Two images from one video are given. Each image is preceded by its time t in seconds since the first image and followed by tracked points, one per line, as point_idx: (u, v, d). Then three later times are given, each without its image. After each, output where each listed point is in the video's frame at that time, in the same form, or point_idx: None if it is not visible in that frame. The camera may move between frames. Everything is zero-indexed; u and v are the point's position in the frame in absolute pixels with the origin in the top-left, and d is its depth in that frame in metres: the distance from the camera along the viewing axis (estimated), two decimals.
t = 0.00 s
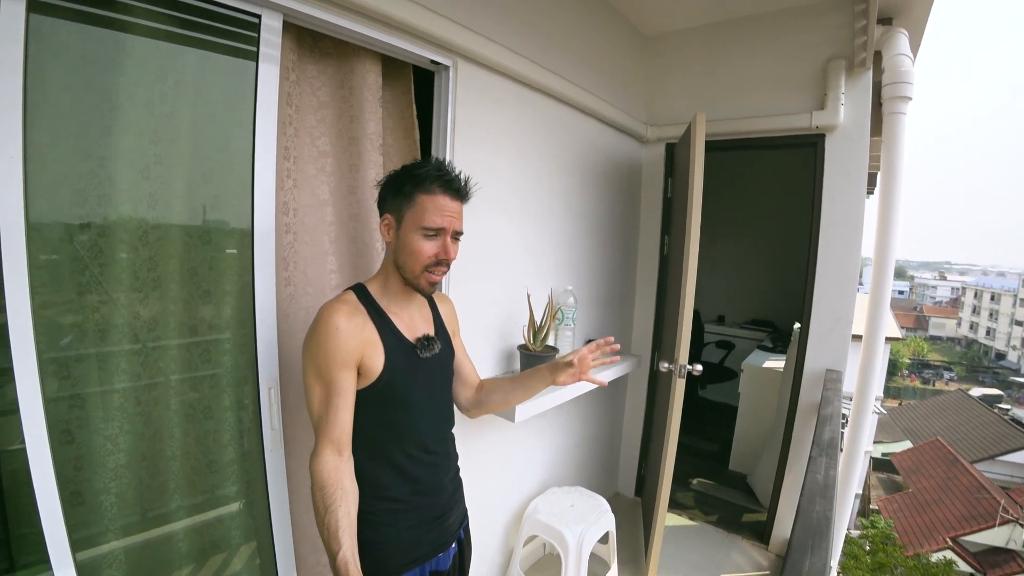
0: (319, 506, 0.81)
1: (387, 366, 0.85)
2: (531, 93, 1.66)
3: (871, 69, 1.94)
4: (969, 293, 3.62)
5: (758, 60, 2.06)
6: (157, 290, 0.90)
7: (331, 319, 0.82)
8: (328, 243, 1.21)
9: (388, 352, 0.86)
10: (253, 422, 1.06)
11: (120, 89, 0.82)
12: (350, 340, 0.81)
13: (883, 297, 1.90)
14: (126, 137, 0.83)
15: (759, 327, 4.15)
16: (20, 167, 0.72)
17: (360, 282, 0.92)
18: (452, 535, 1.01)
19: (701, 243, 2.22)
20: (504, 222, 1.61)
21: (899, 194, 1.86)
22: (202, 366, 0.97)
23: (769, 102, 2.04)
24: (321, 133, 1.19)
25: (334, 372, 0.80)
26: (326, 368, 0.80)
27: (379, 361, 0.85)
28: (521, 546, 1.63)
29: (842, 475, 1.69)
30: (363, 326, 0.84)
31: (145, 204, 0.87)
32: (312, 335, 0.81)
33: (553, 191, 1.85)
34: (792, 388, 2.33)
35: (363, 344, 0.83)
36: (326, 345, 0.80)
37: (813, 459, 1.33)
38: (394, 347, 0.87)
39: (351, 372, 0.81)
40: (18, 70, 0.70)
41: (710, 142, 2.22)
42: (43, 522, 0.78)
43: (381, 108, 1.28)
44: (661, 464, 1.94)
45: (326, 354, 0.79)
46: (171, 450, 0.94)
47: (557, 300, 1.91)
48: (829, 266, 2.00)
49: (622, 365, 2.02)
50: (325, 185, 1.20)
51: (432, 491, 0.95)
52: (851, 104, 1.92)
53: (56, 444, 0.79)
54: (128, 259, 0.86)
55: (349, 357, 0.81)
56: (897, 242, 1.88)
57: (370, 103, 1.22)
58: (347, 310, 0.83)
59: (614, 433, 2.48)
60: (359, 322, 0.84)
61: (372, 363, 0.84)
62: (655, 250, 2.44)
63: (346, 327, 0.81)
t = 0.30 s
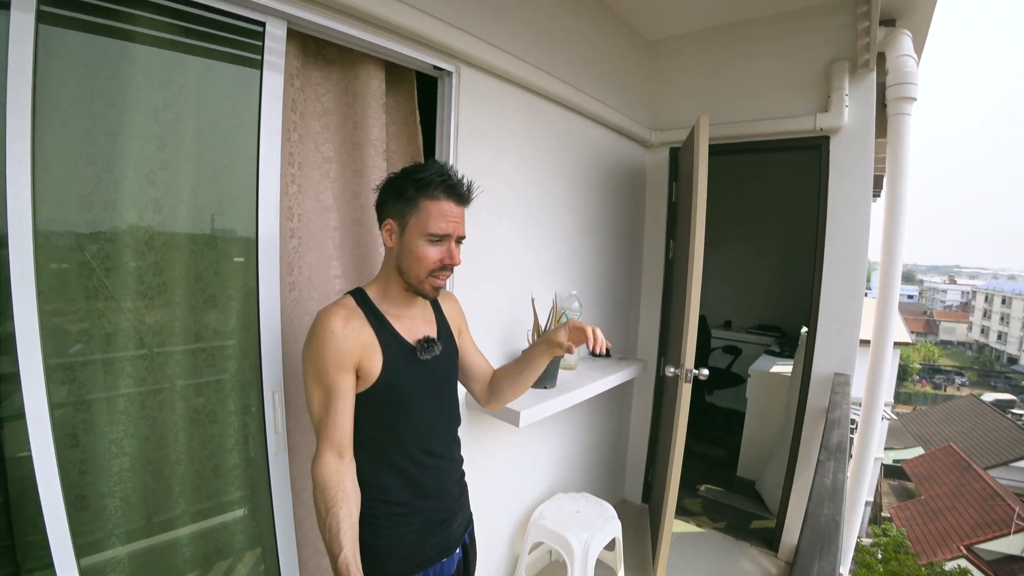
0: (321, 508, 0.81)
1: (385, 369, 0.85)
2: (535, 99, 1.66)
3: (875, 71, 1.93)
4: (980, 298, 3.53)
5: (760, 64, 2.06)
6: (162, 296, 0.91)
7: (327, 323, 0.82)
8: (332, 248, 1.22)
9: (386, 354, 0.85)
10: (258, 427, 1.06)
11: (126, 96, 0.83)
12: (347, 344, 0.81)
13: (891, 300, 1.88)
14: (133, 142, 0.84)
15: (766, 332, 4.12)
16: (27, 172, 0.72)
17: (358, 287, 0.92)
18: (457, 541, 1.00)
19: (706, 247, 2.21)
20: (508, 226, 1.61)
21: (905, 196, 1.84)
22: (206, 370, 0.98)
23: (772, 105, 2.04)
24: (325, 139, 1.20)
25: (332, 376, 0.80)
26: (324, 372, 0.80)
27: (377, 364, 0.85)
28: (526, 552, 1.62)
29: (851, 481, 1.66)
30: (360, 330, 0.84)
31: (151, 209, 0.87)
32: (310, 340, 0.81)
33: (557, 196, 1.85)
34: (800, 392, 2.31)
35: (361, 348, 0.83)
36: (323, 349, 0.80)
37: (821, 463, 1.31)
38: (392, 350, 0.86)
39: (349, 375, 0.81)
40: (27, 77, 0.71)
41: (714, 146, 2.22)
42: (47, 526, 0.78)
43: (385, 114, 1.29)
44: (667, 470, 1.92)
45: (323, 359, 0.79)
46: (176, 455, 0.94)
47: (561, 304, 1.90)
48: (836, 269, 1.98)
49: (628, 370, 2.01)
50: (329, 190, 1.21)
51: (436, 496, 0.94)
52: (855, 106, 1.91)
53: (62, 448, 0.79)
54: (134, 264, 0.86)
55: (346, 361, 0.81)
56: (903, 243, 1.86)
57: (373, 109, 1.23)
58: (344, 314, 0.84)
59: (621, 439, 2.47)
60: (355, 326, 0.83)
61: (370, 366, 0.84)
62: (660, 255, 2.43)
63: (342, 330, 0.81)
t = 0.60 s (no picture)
0: (329, 519, 0.80)
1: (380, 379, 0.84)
2: (545, 106, 1.66)
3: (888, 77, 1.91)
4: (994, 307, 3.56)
5: (771, 70, 2.05)
6: (170, 300, 0.90)
7: (320, 336, 0.82)
8: (339, 253, 1.21)
9: (380, 363, 0.84)
10: (264, 433, 1.05)
11: (136, 100, 0.83)
12: (339, 355, 0.80)
13: (905, 308, 1.84)
14: (142, 147, 0.85)
15: (776, 341, 4.07)
16: (36, 175, 0.72)
17: (355, 297, 0.91)
18: (465, 552, 0.98)
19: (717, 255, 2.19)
20: (517, 232, 1.60)
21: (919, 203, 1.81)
22: (213, 374, 0.97)
23: (783, 112, 2.02)
24: (334, 144, 1.20)
25: (328, 388, 0.79)
26: (319, 384, 0.79)
27: (373, 374, 0.83)
28: (532, 563, 1.59)
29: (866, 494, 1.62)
30: (354, 340, 0.83)
31: (159, 213, 0.87)
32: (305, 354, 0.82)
33: (566, 203, 1.84)
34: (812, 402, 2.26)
35: (355, 358, 0.82)
36: (317, 361, 0.79)
37: (834, 476, 1.28)
38: (387, 359, 0.85)
39: (347, 386, 0.80)
40: (37, 80, 0.72)
41: (725, 152, 2.21)
42: (51, 531, 0.77)
43: (393, 119, 1.28)
44: (676, 480, 1.89)
45: (318, 371, 0.79)
46: (180, 460, 0.94)
47: (570, 312, 1.88)
48: (849, 277, 1.95)
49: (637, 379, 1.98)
50: (337, 196, 1.20)
51: (443, 505, 0.92)
52: (868, 112, 1.89)
53: (67, 452, 0.79)
54: (141, 268, 0.86)
55: (341, 371, 0.80)
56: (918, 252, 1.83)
57: (381, 114, 1.23)
58: (336, 325, 0.83)
59: (629, 448, 2.44)
60: (347, 336, 0.82)
61: (366, 376, 0.83)
62: (670, 262, 2.41)
63: (333, 342, 0.81)
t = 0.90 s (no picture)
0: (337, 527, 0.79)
1: (399, 389, 0.83)
2: (556, 117, 1.67)
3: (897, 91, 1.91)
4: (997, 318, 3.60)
5: (780, 82, 2.05)
6: (180, 305, 0.90)
7: (343, 342, 0.82)
8: (350, 262, 1.21)
9: (401, 374, 0.84)
10: (272, 440, 1.04)
11: (151, 108, 0.84)
12: (362, 363, 0.80)
13: (911, 321, 1.84)
14: (156, 154, 0.85)
15: (780, 351, 4.06)
16: (51, 182, 0.73)
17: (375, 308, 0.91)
18: (476, 564, 0.97)
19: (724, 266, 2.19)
20: (525, 240, 1.60)
21: (927, 217, 1.81)
22: (222, 382, 0.97)
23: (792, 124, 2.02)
24: (346, 152, 1.20)
25: (347, 395, 0.78)
26: (339, 391, 0.79)
27: (393, 384, 0.83)
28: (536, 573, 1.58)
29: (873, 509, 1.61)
30: (376, 348, 0.83)
31: (171, 219, 0.87)
32: (326, 360, 0.81)
33: (575, 212, 1.84)
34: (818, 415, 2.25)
35: (376, 367, 0.82)
36: (339, 368, 0.79)
37: (843, 492, 1.27)
38: (407, 370, 0.85)
39: (365, 395, 0.80)
40: (54, 89, 0.72)
41: (733, 163, 2.21)
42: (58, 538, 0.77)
43: (405, 128, 1.28)
44: (681, 491, 1.88)
45: (339, 378, 0.78)
46: (188, 468, 0.93)
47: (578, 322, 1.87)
48: (857, 290, 1.95)
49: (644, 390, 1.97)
50: (349, 204, 1.21)
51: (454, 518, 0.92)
52: (877, 126, 1.89)
53: (75, 459, 0.78)
54: (153, 276, 0.86)
55: (361, 380, 0.79)
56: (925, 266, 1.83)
57: (394, 123, 1.23)
58: (360, 333, 0.83)
59: (632, 458, 2.43)
60: (370, 345, 0.82)
61: (386, 385, 0.83)
62: (677, 272, 2.40)
63: (357, 350, 0.80)
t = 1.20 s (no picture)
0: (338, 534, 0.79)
1: (404, 398, 0.83)
2: (559, 122, 1.67)
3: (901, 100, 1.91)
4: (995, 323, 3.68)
5: (783, 89, 2.05)
6: (181, 308, 0.90)
7: (348, 349, 0.81)
8: (353, 266, 1.21)
9: (406, 382, 0.84)
10: (273, 445, 1.04)
11: (155, 111, 0.83)
12: (368, 370, 0.80)
13: (913, 330, 1.83)
14: (160, 157, 0.84)
15: (779, 356, 4.07)
16: (54, 185, 0.72)
17: (382, 315, 0.91)
18: (477, 571, 0.97)
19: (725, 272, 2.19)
20: (528, 245, 1.60)
21: (929, 226, 1.82)
22: (223, 386, 0.96)
23: (795, 131, 2.02)
24: (350, 156, 1.20)
25: (352, 402, 0.78)
26: (344, 398, 0.78)
27: (398, 392, 0.83)
28: None
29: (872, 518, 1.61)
30: (382, 356, 0.82)
31: (174, 223, 0.87)
32: (332, 366, 0.81)
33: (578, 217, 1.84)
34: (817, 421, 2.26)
35: (382, 374, 0.81)
36: (345, 375, 0.78)
37: (843, 503, 1.27)
38: (412, 378, 0.85)
39: (370, 402, 0.80)
40: (57, 92, 0.72)
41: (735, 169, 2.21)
42: (57, 542, 0.77)
43: (409, 132, 1.28)
44: (679, 497, 1.88)
45: (343, 385, 0.78)
46: (188, 472, 0.93)
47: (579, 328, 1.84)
48: (857, 299, 1.95)
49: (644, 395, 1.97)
50: (353, 209, 1.20)
51: (456, 525, 0.92)
52: (880, 135, 1.89)
53: (75, 463, 0.78)
54: (155, 280, 0.86)
55: (367, 387, 0.79)
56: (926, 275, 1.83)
57: (398, 127, 1.23)
58: (366, 340, 0.83)
59: (631, 462, 2.43)
60: (376, 352, 0.82)
61: (391, 393, 0.82)
62: (678, 277, 2.41)
63: (363, 357, 0.80)
